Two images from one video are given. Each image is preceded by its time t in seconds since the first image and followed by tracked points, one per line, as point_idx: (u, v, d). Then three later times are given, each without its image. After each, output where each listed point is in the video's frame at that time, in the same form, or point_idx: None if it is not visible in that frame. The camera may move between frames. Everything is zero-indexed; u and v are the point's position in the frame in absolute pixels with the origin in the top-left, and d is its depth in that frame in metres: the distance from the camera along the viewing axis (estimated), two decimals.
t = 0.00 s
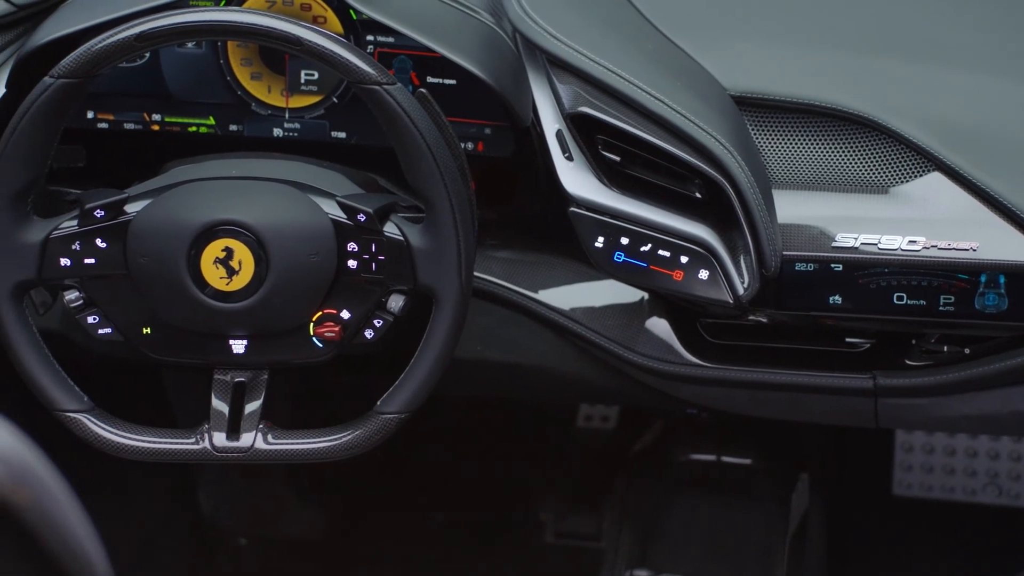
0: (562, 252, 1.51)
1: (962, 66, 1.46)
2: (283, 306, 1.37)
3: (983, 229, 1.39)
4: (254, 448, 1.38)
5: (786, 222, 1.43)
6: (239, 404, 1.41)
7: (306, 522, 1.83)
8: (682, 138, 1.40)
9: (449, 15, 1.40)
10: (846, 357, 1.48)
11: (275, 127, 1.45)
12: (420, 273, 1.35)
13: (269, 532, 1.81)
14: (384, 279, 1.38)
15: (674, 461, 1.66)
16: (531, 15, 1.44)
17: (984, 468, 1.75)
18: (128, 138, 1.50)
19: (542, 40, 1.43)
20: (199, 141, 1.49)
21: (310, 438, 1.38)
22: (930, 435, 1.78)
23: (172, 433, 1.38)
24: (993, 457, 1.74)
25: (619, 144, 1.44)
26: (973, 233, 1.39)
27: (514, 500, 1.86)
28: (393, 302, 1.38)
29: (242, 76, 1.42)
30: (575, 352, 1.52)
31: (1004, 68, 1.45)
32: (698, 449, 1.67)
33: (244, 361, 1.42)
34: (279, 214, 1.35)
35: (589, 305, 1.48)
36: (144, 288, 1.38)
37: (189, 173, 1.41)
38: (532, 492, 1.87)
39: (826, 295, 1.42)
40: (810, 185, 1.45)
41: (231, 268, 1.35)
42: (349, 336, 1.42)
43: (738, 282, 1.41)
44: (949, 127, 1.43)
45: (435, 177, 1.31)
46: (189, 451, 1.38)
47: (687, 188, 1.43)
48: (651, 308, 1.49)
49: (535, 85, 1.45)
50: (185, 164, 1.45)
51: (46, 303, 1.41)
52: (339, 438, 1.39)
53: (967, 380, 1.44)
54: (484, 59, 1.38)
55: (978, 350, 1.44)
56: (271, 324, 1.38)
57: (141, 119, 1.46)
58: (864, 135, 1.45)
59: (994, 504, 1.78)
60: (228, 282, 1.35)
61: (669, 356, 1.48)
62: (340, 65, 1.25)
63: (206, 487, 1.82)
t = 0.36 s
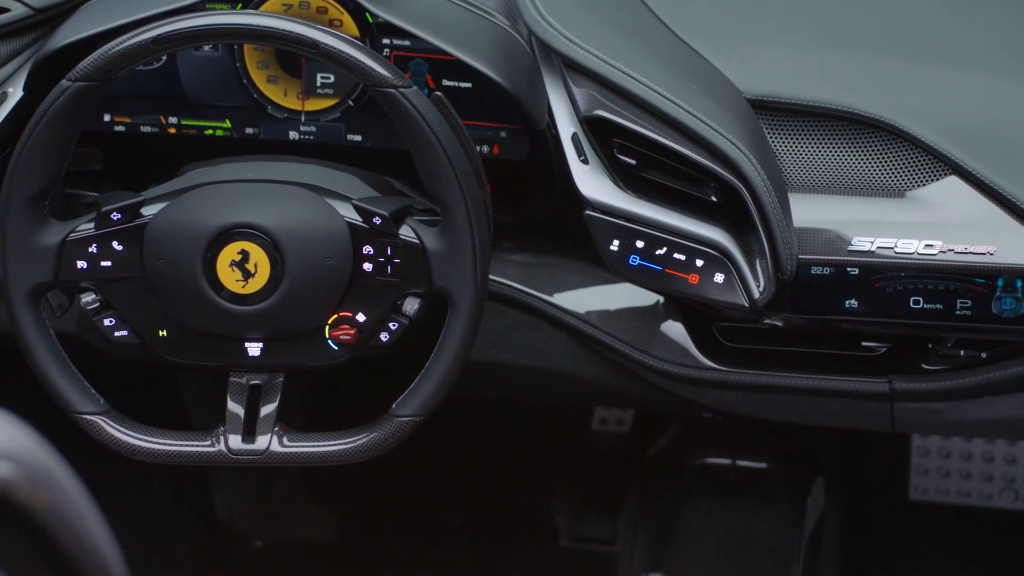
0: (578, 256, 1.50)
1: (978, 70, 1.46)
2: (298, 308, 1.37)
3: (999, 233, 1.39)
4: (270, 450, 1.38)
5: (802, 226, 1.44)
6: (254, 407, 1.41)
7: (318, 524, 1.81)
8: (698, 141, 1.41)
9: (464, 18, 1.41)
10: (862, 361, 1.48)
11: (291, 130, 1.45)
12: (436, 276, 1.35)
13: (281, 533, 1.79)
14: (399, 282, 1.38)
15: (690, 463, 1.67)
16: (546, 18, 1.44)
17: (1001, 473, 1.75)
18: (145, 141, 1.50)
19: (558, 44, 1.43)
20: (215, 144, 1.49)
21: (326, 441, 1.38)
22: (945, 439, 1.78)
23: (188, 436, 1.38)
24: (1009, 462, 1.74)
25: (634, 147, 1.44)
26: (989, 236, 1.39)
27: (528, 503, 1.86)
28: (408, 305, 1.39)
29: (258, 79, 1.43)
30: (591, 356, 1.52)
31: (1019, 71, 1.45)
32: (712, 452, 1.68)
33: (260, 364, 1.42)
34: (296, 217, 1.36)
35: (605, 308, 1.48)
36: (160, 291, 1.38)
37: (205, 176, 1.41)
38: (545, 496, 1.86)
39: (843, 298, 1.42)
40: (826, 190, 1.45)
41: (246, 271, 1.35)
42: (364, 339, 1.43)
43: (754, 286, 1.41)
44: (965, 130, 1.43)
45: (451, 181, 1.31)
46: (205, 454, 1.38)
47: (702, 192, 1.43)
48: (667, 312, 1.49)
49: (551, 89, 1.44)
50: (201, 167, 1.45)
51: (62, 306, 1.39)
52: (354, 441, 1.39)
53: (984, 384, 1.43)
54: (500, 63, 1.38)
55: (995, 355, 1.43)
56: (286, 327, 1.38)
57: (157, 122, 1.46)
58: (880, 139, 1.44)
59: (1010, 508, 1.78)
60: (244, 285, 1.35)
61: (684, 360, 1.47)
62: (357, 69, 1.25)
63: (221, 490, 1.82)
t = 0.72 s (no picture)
0: (593, 259, 1.51)
1: (993, 73, 1.46)
2: (313, 310, 1.37)
3: (1016, 238, 1.38)
4: (284, 453, 1.38)
5: (818, 229, 1.44)
6: (270, 409, 1.41)
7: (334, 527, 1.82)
8: (713, 145, 1.40)
9: (480, 23, 1.41)
10: (877, 365, 1.47)
11: (305, 133, 1.45)
12: (451, 279, 1.35)
13: (298, 534, 1.80)
14: (414, 285, 1.38)
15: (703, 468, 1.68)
16: (561, 21, 1.44)
17: (1018, 477, 1.75)
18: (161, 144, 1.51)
19: (574, 47, 1.42)
20: (231, 147, 1.49)
21: (340, 443, 1.38)
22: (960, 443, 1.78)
23: (203, 438, 1.39)
24: None
25: (649, 150, 1.43)
26: (1006, 241, 1.38)
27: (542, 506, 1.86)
28: (422, 308, 1.39)
29: (275, 82, 1.43)
30: (606, 359, 1.52)
31: None
32: (728, 456, 1.69)
33: (275, 366, 1.42)
34: (311, 220, 1.36)
35: (619, 311, 1.47)
36: (176, 294, 1.38)
37: (220, 178, 1.41)
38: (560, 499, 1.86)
39: (859, 302, 1.42)
40: (842, 193, 1.45)
41: (262, 274, 1.35)
42: (379, 342, 1.43)
43: (769, 288, 1.40)
44: (982, 134, 1.43)
45: (467, 185, 1.31)
46: (220, 456, 1.38)
47: (718, 195, 1.43)
48: (682, 315, 1.49)
49: (567, 92, 1.45)
50: (217, 170, 1.45)
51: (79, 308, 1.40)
52: (368, 443, 1.39)
53: (1000, 388, 1.43)
54: (513, 64, 1.39)
55: (1012, 358, 1.44)
56: (301, 330, 1.38)
57: (173, 125, 1.46)
58: (897, 143, 1.45)
59: None
60: (260, 287, 1.35)
61: (699, 363, 1.47)
62: (372, 72, 1.25)
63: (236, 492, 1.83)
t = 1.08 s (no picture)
0: (607, 262, 1.49)
1: (1006, 74, 1.49)
2: (328, 312, 1.37)
3: None
4: (300, 455, 1.38)
5: (834, 233, 1.44)
6: (285, 412, 1.41)
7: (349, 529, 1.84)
8: (728, 148, 1.40)
9: (496, 27, 1.42)
10: (893, 368, 1.47)
11: (321, 136, 1.45)
12: (466, 282, 1.35)
13: (314, 535, 1.83)
14: (429, 288, 1.38)
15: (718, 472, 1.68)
16: (575, 24, 1.44)
17: None
18: (177, 147, 1.51)
19: (590, 50, 1.42)
20: (247, 149, 1.50)
21: (356, 446, 1.38)
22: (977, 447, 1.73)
23: (219, 440, 1.39)
24: None
25: (665, 154, 1.43)
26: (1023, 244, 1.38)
27: (554, 508, 1.87)
28: (438, 310, 1.39)
29: (290, 85, 1.44)
30: (621, 362, 1.52)
31: None
32: (742, 459, 1.69)
33: (290, 369, 1.42)
34: (326, 223, 1.36)
35: (634, 315, 1.47)
36: (192, 296, 1.39)
37: (235, 181, 1.41)
38: (573, 501, 1.87)
39: (875, 306, 1.41)
40: (858, 196, 1.46)
41: (277, 276, 1.35)
42: (394, 345, 1.43)
43: (784, 292, 1.40)
44: (997, 135, 1.44)
45: (482, 188, 1.31)
46: (236, 458, 1.38)
47: (733, 199, 1.42)
48: (697, 318, 1.48)
49: (581, 94, 1.44)
50: (233, 172, 1.45)
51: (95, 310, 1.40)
52: (383, 446, 1.39)
53: (1015, 392, 1.43)
54: (527, 67, 1.39)
55: None
56: (316, 332, 1.39)
57: (189, 128, 1.46)
58: (913, 146, 1.46)
59: None
60: (275, 289, 1.35)
61: (714, 366, 1.47)
62: (388, 75, 1.24)
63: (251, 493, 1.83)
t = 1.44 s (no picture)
0: (622, 264, 1.50)
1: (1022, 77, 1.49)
2: (343, 315, 1.37)
3: None
4: (314, 457, 1.38)
5: (849, 236, 1.43)
6: (300, 414, 1.41)
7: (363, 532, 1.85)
8: (744, 150, 1.40)
9: (511, 30, 1.42)
10: (909, 371, 1.47)
11: (337, 138, 1.45)
12: (481, 284, 1.35)
13: (329, 539, 1.84)
14: (444, 290, 1.38)
15: (734, 474, 1.69)
16: (590, 25, 1.44)
17: None
18: (193, 149, 1.51)
19: (605, 52, 1.42)
20: (262, 151, 1.50)
21: (371, 448, 1.38)
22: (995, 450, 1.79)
23: (234, 442, 1.39)
24: None
25: (680, 156, 1.43)
26: None
27: (569, 510, 1.87)
28: (453, 312, 1.39)
29: (306, 87, 1.43)
30: (636, 364, 1.52)
31: None
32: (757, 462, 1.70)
33: (305, 370, 1.43)
34: (341, 225, 1.36)
35: (649, 317, 1.47)
36: (208, 298, 1.39)
37: (251, 183, 1.42)
38: (587, 503, 1.87)
39: (891, 309, 1.41)
40: (873, 199, 1.46)
41: (292, 278, 1.35)
42: (409, 346, 1.43)
43: (800, 295, 1.40)
44: (1014, 137, 1.44)
45: (497, 190, 1.30)
46: (251, 460, 1.38)
47: (748, 201, 1.42)
48: (713, 321, 1.48)
49: (597, 97, 1.44)
50: (249, 174, 1.46)
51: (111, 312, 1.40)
52: (398, 448, 1.39)
53: None
54: (543, 68, 1.38)
55: None
56: (332, 334, 1.39)
57: (205, 130, 1.46)
58: (929, 149, 1.45)
59: None
60: (290, 291, 1.35)
61: (730, 369, 1.47)
62: (404, 78, 1.24)
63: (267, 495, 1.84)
